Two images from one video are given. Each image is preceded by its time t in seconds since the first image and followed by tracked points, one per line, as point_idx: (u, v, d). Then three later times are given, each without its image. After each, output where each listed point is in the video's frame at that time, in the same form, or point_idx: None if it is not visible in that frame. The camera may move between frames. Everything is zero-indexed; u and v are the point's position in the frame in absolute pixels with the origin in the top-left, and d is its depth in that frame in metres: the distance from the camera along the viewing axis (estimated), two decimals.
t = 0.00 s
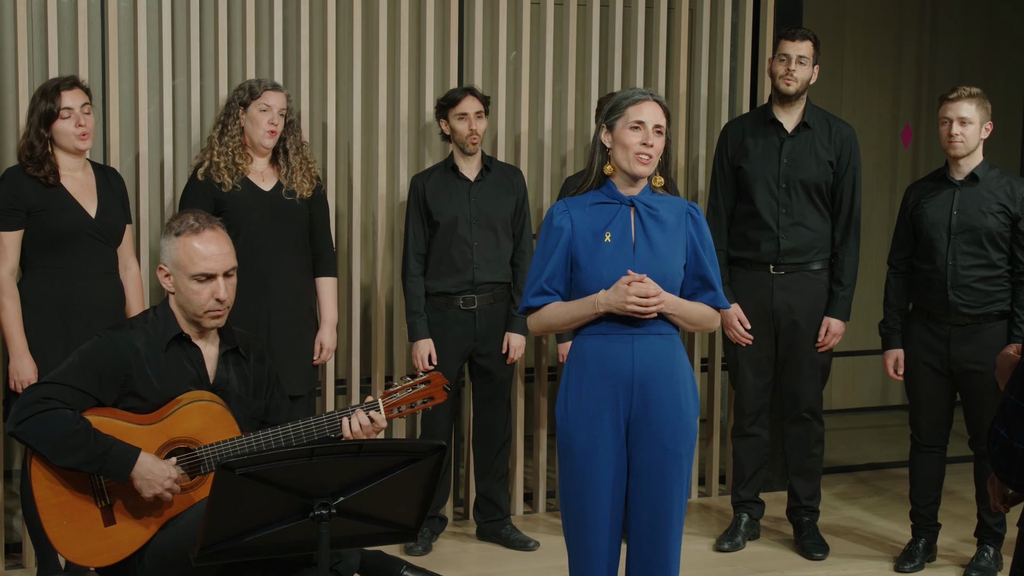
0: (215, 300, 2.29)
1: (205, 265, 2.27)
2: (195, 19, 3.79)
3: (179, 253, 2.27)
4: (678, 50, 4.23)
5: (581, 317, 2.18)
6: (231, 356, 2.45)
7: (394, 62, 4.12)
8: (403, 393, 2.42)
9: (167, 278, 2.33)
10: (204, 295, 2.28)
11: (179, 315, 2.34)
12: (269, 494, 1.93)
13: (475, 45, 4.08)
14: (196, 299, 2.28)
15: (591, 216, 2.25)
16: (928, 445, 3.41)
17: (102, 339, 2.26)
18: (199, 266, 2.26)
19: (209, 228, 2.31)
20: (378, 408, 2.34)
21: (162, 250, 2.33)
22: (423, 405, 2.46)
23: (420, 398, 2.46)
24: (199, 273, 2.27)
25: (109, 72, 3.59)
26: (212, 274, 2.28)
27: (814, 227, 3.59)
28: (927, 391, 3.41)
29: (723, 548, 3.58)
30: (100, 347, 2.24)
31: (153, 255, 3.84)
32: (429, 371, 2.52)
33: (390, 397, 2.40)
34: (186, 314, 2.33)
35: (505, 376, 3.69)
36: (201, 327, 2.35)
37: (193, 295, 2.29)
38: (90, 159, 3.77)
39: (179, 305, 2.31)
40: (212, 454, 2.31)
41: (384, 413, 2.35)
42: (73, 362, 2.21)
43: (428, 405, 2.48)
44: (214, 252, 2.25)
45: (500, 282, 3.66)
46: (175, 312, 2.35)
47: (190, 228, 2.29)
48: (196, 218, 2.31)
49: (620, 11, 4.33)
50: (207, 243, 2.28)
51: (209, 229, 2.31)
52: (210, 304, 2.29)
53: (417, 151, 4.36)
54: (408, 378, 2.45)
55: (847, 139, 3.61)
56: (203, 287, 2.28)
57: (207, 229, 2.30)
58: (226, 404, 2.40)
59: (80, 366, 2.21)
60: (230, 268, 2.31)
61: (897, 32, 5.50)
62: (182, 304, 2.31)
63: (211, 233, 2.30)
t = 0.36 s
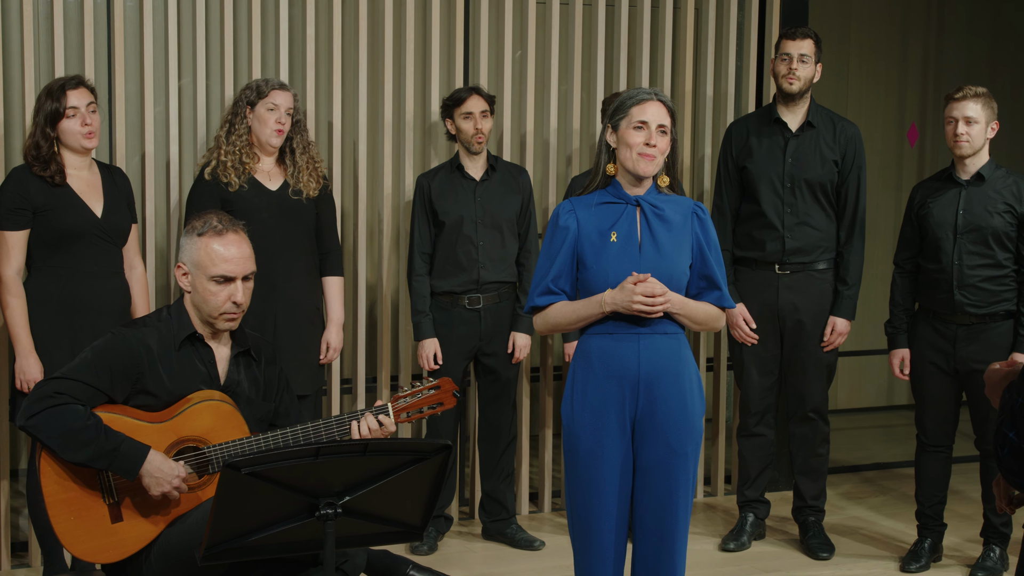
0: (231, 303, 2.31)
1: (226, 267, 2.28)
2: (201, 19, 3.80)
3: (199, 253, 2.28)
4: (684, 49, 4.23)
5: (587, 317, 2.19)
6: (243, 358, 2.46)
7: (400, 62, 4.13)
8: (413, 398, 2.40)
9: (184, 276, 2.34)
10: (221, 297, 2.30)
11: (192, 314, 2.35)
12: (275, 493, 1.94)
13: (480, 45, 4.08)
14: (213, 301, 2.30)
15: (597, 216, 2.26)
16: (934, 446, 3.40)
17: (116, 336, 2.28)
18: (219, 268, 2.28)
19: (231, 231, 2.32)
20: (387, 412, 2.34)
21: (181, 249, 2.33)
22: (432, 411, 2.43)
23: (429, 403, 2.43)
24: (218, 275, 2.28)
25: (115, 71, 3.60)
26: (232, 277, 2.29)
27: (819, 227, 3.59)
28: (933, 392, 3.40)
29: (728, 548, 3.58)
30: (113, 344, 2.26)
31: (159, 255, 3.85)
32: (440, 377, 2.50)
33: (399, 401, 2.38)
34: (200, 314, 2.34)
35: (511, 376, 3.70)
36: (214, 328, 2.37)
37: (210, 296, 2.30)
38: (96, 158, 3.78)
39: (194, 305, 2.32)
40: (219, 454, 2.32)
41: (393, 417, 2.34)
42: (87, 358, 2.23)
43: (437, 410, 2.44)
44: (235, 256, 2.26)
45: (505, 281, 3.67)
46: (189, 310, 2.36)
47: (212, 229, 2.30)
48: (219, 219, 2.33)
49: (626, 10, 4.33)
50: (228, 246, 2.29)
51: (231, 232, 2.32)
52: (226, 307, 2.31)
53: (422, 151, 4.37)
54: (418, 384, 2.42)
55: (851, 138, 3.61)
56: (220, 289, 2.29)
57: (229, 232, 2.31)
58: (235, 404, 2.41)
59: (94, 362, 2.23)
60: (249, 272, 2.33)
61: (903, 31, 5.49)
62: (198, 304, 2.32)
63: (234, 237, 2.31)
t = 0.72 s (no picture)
0: (239, 299, 2.32)
1: (232, 262, 2.29)
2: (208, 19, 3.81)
3: (206, 250, 2.29)
4: (691, 49, 4.23)
5: (593, 316, 2.19)
6: (247, 356, 2.46)
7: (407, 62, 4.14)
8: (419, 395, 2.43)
9: (190, 274, 2.35)
10: (228, 293, 2.31)
11: (198, 312, 2.36)
12: (282, 492, 1.94)
13: (487, 44, 4.09)
14: (220, 297, 2.31)
15: (603, 216, 2.26)
16: (941, 446, 3.40)
17: (121, 335, 2.28)
18: (226, 264, 2.29)
19: (236, 227, 2.34)
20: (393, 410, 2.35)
21: (187, 246, 2.35)
22: (439, 409, 2.47)
23: (436, 401, 2.47)
24: (225, 271, 2.29)
25: (122, 72, 3.62)
26: (238, 272, 2.31)
27: (826, 226, 3.59)
28: (940, 392, 3.40)
29: (735, 548, 3.58)
30: (119, 343, 2.27)
31: (166, 255, 3.87)
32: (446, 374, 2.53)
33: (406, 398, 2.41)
34: (207, 311, 2.34)
35: (517, 375, 3.70)
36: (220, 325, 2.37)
37: (217, 293, 2.31)
38: (104, 158, 3.80)
39: (200, 302, 2.33)
40: (226, 453, 2.33)
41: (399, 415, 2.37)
42: (93, 358, 2.24)
43: (444, 408, 2.48)
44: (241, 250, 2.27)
45: (511, 281, 3.67)
46: (195, 308, 2.36)
47: (218, 226, 2.31)
48: (223, 216, 2.34)
49: (633, 10, 4.34)
50: (234, 241, 2.30)
51: (237, 228, 2.34)
52: (234, 303, 2.31)
53: (429, 150, 4.38)
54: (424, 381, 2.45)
55: (858, 137, 3.60)
56: (227, 285, 2.30)
57: (234, 228, 2.33)
58: (241, 402, 2.42)
59: (99, 361, 2.24)
60: (255, 268, 2.34)
61: (910, 30, 5.48)
62: (205, 301, 2.33)
63: (239, 233, 2.33)
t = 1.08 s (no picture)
0: (247, 290, 2.36)
1: (238, 255, 2.34)
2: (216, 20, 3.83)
3: (208, 247, 2.32)
4: (698, 49, 4.23)
5: (599, 317, 2.20)
6: (246, 349, 2.48)
7: (414, 62, 4.15)
8: (422, 386, 2.43)
9: (191, 274, 2.36)
10: (236, 285, 2.34)
11: (200, 310, 2.38)
12: (289, 491, 1.95)
13: (494, 44, 4.10)
14: (229, 291, 2.34)
15: (610, 216, 2.27)
16: (949, 446, 3.40)
17: (119, 336, 2.30)
18: (232, 257, 2.33)
19: (232, 221, 2.38)
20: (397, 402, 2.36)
21: (185, 247, 2.36)
22: (442, 400, 2.48)
23: (439, 392, 2.48)
24: (232, 264, 2.33)
25: (130, 72, 3.64)
26: (244, 264, 2.35)
27: (834, 227, 3.59)
28: (948, 392, 3.39)
29: (743, 548, 3.58)
30: (117, 343, 2.28)
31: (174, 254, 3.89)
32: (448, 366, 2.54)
33: (409, 391, 2.41)
34: (213, 308, 2.36)
35: (524, 375, 3.71)
36: (225, 320, 2.40)
37: (225, 287, 2.34)
38: (112, 158, 3.82)
39: (206, 299, 2.35)
40: (230, 450, 2.34)
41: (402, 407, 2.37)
42: (92, 360, 2.25)
43: (447, 398, 2.49)
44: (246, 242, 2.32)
45: (518, 281, 3.68)
46: (195, 306, 2.37)
47: (216, 221, 2.35)
48: (217, 211, 2.38)
49: (640, 10, 4.34)
50: (236, 234, 2.35)
51: (233, 221, 2.38)
52: (243, 295, 2.36)
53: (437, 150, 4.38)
54: (426, 373, 2.46)
55: (865, 137, 3.60)
56: (234, 278, 2.34)
57: (231, 222, 2.38)
58: (243, 398, 2.43)
59: (99, 363, 2.26)
60: (257, 259, 2.39)
61: (917, 29, 5.47)
62: (210, 298, 2.35)
63: (237, 226, 2.37)
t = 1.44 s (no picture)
0: (251, 285, 2.38)
1: (240, 250, 2.35)
2: (224, 20, 3.84)
3: (210, 243, 2.34)
4: (705, 49, 4.23)
5: (606, 316, 2.20)
6: (248, 344, 2.48)
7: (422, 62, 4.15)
8: (427, 382, 2.44)
9: (193, 271, 2.37)
10: (239, 280, 2.36)
11: (202, 306, 2.40)
12: (295, 490, 1.97)
13: (501, 44, 4.11)
14: (232, 285, 2.36)
15: (616, 216, 2.27)
16: (956, 446, 3.39)
17: (122, 335, 2.32)
18: (234, 252, 2.35)
19: (231, 217, 2.40)
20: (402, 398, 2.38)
21: (185, 244, 2.37)
22: (447, 395, 2.48)
23: (444, 388, 2.48)
24: (234, 259, 2.34)
25: (138, 72, 3.66)
26: (246, 259, 2.37)
27: (841, 226, 3.58)
28: (955, 392, 3.39)
29: (750, 548, 3.59)
30: (119, 343, 2.30)
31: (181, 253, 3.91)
32: (451, 360, 2.54)
33: (413, 387, 2.42)
34: (216, 304, 2.38)
35: (531, 375, 3.72)
36: (229, 315, 2.42)
37: (228, 282, 2.35)
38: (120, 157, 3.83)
39: (209, 295, 2.37)
40: (236, 448, 2.34)
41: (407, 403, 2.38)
42: (95, 360, 2.27)
43: (452, 394, 2.49)
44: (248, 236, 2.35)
45: (525, 281, 3.69)
46: (197, 303, 2.40)
47: (216, 217, 2.37)
48: (216, 208, 2.40)
49: (648, 10, 4.34)
50: (236, 230, 2.37)
51: (233, 217, 2.40)
52: (246, 289, 2.37)
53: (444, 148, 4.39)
54: (431, 368, 2.47)
55: (872, 135, 3.59)
56: (237, 273, 2.36)
57: (230, 217, 2.39)
58: (247, 395, 2.44)
59: (102, 363, 2.28)
60: (258, 253, 2.41)
61: (925, 29, 5.46)
62: (214, 294, 2.36)
63: (236, 221, 2.39)
